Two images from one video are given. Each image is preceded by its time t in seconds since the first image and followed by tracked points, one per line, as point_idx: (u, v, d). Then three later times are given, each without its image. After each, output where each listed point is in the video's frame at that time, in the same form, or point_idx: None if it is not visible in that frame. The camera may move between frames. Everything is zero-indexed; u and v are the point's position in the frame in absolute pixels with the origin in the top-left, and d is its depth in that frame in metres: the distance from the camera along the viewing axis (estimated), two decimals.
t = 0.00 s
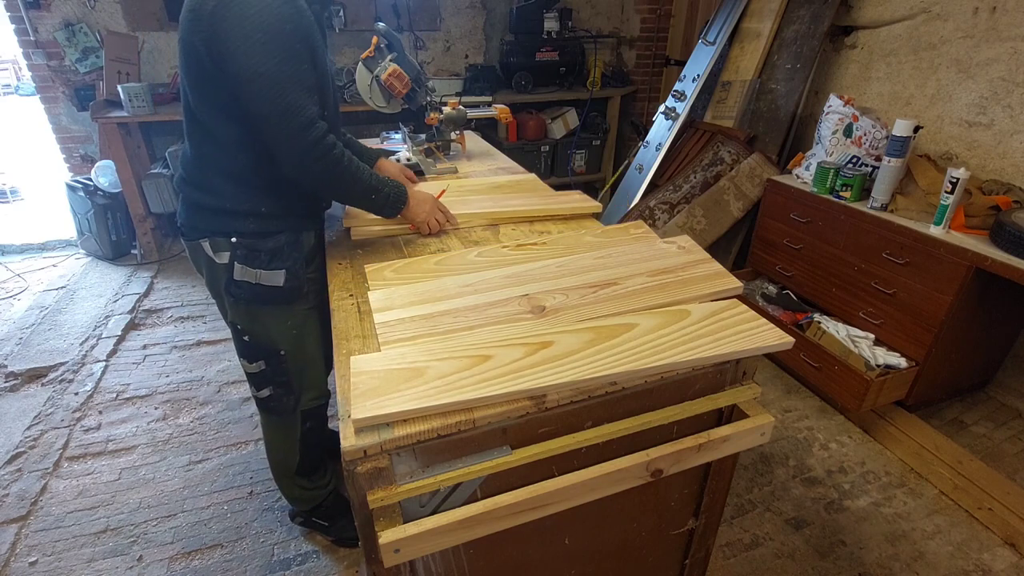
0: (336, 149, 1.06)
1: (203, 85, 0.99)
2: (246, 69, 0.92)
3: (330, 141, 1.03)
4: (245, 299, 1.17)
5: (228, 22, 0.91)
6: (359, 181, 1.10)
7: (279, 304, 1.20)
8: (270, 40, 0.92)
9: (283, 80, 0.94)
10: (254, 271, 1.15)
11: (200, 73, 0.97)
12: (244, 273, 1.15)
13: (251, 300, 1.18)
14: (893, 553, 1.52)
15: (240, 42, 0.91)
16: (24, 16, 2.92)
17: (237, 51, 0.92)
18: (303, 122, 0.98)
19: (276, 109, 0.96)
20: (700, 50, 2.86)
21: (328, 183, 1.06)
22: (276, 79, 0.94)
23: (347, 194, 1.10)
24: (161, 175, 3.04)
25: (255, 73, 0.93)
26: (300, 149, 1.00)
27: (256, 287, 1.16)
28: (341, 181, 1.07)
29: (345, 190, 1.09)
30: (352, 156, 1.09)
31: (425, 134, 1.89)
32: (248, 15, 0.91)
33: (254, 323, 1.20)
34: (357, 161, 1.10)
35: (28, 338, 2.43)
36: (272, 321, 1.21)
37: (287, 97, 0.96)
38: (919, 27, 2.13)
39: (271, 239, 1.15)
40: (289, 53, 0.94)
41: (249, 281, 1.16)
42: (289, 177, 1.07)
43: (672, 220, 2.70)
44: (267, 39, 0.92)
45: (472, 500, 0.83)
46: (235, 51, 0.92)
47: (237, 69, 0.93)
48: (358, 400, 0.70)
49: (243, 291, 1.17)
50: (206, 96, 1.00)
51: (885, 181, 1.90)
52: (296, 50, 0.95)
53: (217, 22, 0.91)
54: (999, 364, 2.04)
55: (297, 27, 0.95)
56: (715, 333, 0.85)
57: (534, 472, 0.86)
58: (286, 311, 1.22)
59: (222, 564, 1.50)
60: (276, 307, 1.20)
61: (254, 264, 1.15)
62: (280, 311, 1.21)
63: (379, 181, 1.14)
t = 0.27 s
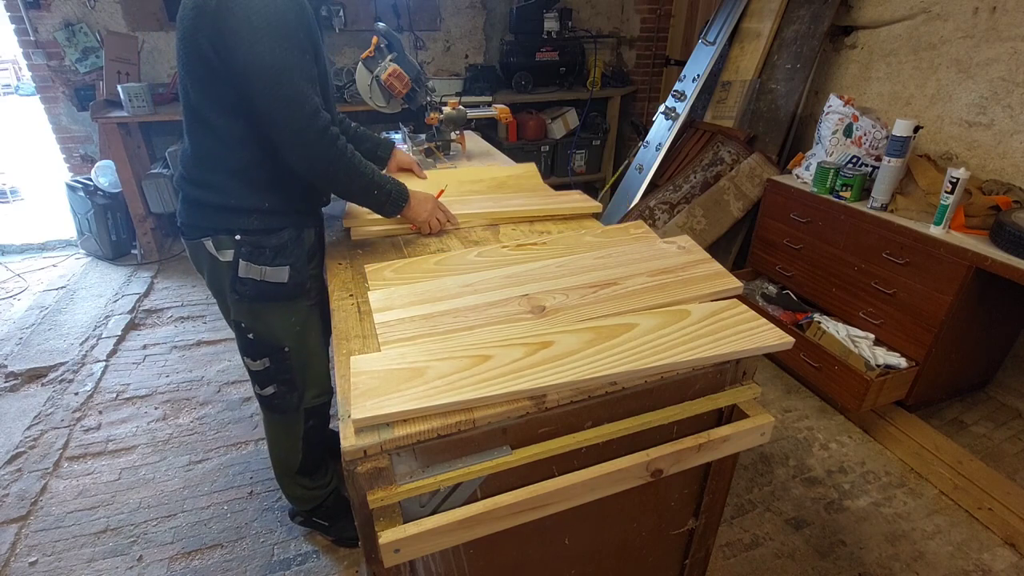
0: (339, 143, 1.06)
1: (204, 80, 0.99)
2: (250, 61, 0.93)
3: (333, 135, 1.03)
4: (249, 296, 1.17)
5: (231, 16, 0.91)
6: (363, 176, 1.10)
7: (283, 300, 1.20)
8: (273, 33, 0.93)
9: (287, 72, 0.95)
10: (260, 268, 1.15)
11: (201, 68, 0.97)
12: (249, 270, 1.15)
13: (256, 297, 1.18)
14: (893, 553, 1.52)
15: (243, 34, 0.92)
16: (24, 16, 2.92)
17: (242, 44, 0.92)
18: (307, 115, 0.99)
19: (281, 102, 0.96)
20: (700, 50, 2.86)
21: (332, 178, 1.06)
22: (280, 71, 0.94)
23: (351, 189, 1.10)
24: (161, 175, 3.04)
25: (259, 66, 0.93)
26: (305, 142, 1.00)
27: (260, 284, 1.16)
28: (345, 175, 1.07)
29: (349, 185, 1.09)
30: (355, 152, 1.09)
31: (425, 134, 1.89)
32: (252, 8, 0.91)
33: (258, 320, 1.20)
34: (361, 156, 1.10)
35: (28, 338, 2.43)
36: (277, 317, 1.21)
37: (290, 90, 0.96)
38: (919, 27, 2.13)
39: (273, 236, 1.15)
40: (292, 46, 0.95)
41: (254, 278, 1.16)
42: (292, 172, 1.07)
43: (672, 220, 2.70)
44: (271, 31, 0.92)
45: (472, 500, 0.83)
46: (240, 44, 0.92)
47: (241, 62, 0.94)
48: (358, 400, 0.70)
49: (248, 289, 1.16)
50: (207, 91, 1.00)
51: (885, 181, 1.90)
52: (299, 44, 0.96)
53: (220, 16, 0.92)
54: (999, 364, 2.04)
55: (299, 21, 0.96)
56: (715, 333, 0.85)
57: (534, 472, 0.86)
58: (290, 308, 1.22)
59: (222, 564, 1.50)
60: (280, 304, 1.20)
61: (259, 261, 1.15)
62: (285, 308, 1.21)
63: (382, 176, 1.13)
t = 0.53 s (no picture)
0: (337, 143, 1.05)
1: (203, 78, 0.99)
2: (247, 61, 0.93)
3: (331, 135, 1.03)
4: (245, 294, 1.17)
5: (229, 14, 0.91)
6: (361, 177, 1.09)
7: (280, 298, 1.20)
8: (271, 32, 0.92)
9: (284, 72, 0.95)
10: (253, 265, 1.15)
11: (200, 66, 0.98)
12: (242, 268, 1.15)
13: (251, 294, 1.18)
14: (894, 553, 1.52)
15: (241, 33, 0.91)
16: (24, 16, 2.92)
17: (239, 43, 0.92)
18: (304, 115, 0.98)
19: (278, 102, 0.96)
20: (700, 49, 2.86)
21: (329, 178, 1.06)
22: (277, 71, 0.94)
23: (349, 189, 1.10)
24: (161, 175, 3.04)
25: (256, 65, 0.93)
26: (301, 142, 1.00)
27: (256, 281, 1.16)
28: (342, 176, 1.06)
29: (346, 185, 1.08)
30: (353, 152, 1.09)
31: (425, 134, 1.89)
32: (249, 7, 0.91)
33: (254, 317, 1.20)
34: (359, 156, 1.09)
35: (28, 338, 2.43)
36: (273, 315, 1.21)
37: (288, 89, 0.96)
38: (919, 27, 2.13)
39: (270, 234, 1.15)
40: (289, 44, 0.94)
41: (248, 276, 1.16)
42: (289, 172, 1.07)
43: (672, 220, 2.70)
44: (268, 30, 0.92)
45: (472, 500, 0.83)
46: (237, 43, 0.92)
47: (239, 61, 0.94)
48: (358, 400, 0.70)
49: (243, 286, 1.17)
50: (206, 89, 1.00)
51: (885, 181, 1.90)
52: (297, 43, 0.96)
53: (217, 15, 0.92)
54: (998, 364, 2.04)
55: (297, 20, 0.95)
56: (715, 333, 0.85)
57: (534, 472, 0.86)
58: (287, 305, 1.22)
59: (222, 564, 1.50)
60: (276, 301, 1.20)
61: (253, 259, 1.15)
62: (280, 306, 1.21)
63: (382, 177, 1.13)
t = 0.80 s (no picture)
0: (330, 141, 1.05)
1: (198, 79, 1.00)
2: (239, 61, 0.93)
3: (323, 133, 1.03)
4: (243, 292, 1.17)
5: (219, 15, 0.91)
6: (356, 173, 1.09)
7: (279, 297, 1.20)
8: (262, 32, 0.93)
9: (276, 71, 0.95)
10: (252, 264, 1.15)
11: (194, 67, 0.98)
12: (241, 267, 1.15)
13: (250, 293, 1.18)
14: (894, 553, 1.52)
15: (232, 34, 0.92)
16: (24, 16, 2.92)
17: (229, 44, 0.92)
18: (296, 113, 0.98)
19: (270, 101, 0.96)
20: (700, 50, 2.86)
21: (323, 176, 1.06)
22: (268, 71, 0.94)
23: (343, 187, 1.10)
24: (161, 175, 3.04)
25: (247, 65, 0.93)
26: (294, 141, 1.00)
27: (254, 280, 1.16)
28: (336, 173, 1.07)
29: (341, 183, 1.08)
30: (348, 149, 1.08)
31: (425, 134, 1.89)
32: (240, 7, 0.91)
33: (253, 316, 1.20)
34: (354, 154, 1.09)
35: (28, 338, 2.43)
36: (272, 313, 1.21)
37: (279, 89, 0.96)
38: (919, 27, 2.13)
39: (268, 233, 1.15)
40: (280, 43, 0.94)
41: (247, 274, 1.16)
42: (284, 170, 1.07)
43: (672, 221, 2.70)
44: (259, 30, 0.92)
45: (472, 500, 0.83)
46: (228, 43, 0.92)
47: (231, 61, 0.94)
48: (358, 400, 0.70)
49: (242, 285, 1.17)
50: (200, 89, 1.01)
51: (885, 181, 1.90)
52: (289, 42, 0.96)
53: (209, 16, 0.92)
54: (998, 364, 2.04)
55: (288, 20, 0.95)
56: (715, 333, 0.85)
57: (534, 473, 0.86)
58: (285, 304, 1.22)
59: (223, 564, 1.50)
60: (274, 300, 1.20)
61: (252, 258, 1.15)
62: (280, 305, 1.21)
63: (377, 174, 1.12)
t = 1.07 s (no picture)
0: (325, 143, 1.05)
1: (195, 80, 1.00)
2: (235, 63, 0.93)
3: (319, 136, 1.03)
4: (236, 294, 1.17)
5: (215, 17, 0.91)
6: (350, 176, 1.10)
7: (272, 299, 1.20)
8: (258, 35, 0.92)
9: (272, 74, 0.95)
10: (244, 265, 1.15)
11: (191, 68, 0.98)
12: (234, 268, 1.15)
13: (242, 295, 1.17)
14: (894, 553, 1.52)
15: (228, 36, 0.91)
16: (24, 16, 2.92)
17: (225, 46, 0.92)
18: (292, 117, 0.98)
19: (265, 104, 0.96)
20: (700, 50, 2.86)
21: (318, 178, 1.06)
22: (264, 74, 0.94)
23: (338, 189, 1.10)
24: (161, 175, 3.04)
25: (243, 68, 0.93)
26: (290, 144, 1.00)
27: (246, 282, 1.16)
28: (332, 175, 1.07)
29: (336, 185, 1.09)
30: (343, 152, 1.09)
31: (425, 134, 1.90)
32: (236, 10, 0.91)
33: (247, 317, 1.20)
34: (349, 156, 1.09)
35: (28, 338, 2.43)
36: (264, 315, 1.20)
37: (275, 92, 0.96)
38: (919, 27, 2.13)
39: (264, 234, 1.15)
40: (276, 46, 0.94)
41: (240, 276, 1.16)
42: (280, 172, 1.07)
43: (671, 221, 2.70)
44: (255, 32, 0.92)
45: (472, 500, 0.83)
46: (223, 46, 0.92)
47: (226, 64, 0.94)
48: (359, 400, 0.70)
49: (234, 286, 1.16)
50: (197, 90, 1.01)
51: (885, 181, 1.90)
52: (285, 44, 0.96)
53: (204, 17, 0.91)
54: (998, 364, 2.04)
55: (284, 22, 0.95)
56: (715, 333, 0.85)
57: (534, 472, 0.86)
58: (279, 306, 1.21)
59: (222, 564, 1.50)
60: (268, 302, 1.20)
61: (244, 259, 1.15)
62: (273, 307, 1.20)
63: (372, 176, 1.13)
